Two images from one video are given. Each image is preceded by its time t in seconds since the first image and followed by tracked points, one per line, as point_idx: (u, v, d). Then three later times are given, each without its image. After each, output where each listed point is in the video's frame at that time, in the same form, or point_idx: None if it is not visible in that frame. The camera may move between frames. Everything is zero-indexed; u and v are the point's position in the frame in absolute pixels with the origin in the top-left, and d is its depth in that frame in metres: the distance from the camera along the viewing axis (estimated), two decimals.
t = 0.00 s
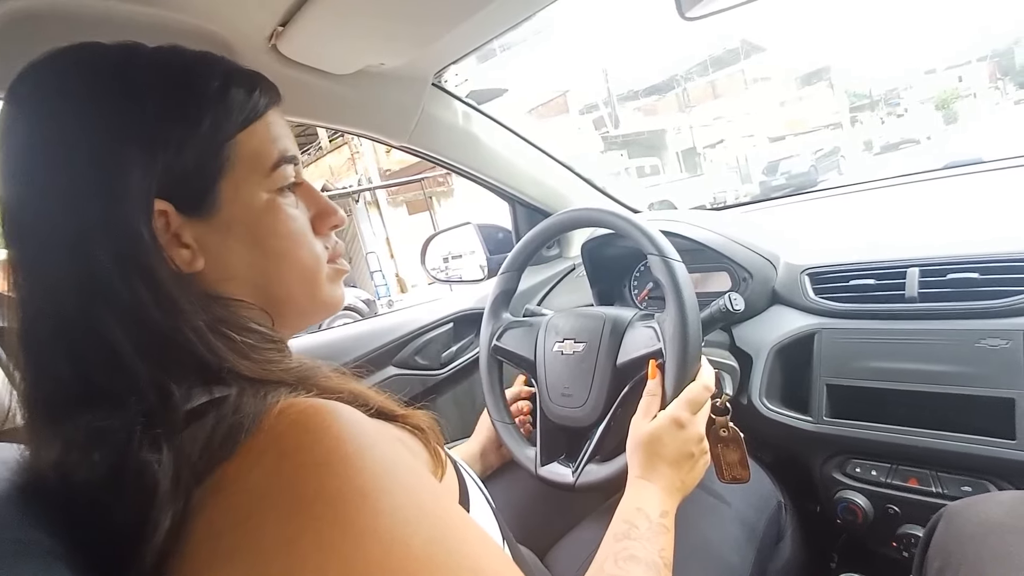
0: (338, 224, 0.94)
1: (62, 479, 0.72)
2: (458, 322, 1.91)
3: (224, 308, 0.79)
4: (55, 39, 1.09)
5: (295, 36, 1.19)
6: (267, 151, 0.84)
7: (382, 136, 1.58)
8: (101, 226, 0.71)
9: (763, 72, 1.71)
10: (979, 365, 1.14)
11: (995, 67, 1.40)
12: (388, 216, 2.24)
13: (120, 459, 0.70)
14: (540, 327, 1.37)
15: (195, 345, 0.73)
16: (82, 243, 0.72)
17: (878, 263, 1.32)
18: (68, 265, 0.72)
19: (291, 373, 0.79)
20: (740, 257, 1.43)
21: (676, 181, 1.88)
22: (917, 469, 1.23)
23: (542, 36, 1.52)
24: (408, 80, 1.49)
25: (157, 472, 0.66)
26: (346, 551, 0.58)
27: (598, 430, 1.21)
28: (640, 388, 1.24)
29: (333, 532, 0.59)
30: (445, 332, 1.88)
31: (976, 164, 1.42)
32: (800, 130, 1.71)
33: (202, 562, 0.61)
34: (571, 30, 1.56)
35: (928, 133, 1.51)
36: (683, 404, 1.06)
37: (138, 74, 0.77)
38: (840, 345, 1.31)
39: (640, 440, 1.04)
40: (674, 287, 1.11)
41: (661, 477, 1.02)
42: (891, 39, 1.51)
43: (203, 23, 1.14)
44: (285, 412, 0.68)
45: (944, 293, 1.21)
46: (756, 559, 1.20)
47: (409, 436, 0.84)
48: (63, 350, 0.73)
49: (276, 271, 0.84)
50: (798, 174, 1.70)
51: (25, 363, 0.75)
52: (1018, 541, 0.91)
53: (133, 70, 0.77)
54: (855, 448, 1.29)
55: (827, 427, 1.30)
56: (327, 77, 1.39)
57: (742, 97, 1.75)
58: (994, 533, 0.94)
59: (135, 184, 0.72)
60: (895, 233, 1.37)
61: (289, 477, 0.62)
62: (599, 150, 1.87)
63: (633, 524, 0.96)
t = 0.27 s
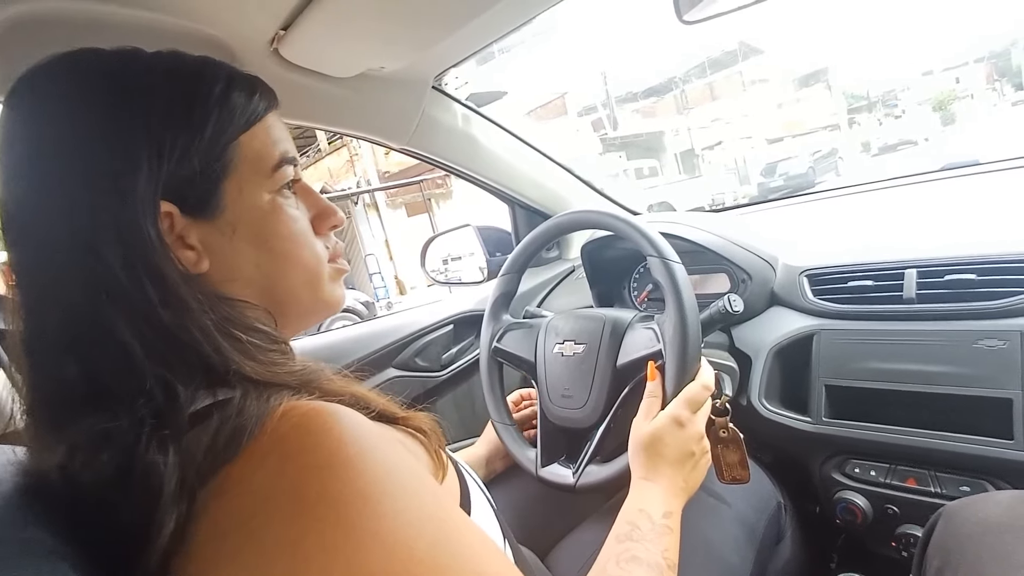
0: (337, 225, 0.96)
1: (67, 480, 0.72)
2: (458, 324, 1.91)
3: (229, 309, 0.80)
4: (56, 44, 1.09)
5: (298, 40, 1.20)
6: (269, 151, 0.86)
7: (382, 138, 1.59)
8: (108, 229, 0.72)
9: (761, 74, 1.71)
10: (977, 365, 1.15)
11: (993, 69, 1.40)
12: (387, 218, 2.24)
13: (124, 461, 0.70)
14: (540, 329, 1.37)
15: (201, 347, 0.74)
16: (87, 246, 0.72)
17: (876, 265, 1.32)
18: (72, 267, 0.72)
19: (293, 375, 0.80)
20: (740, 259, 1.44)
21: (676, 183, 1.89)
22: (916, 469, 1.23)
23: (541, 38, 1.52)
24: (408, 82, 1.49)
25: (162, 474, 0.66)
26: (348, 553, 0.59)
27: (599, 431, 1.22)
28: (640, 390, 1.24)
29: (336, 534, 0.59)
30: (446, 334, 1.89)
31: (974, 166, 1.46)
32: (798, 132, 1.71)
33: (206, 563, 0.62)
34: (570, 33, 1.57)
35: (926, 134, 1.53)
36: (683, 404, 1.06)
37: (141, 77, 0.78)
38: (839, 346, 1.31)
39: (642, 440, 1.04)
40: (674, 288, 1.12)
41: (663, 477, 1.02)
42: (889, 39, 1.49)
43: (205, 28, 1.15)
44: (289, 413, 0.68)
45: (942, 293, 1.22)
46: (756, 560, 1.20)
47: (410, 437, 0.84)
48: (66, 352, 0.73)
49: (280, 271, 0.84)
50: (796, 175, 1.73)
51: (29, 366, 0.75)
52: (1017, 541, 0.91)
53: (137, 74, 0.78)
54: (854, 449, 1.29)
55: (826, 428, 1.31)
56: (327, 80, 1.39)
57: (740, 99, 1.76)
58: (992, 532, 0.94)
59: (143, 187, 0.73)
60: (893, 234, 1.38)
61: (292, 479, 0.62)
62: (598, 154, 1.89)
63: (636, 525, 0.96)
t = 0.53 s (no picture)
0: (327, 227, 0.95)
1: (52, 484, 0.70)
2: (452, 325, 1.91)
3: (220, 312, 0.79)
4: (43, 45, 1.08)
5: (286, 40, 1.19)
6: (258, 153, 0.85)
7: (381, 143, 1.60)
8: (99, 230, 0.71)
9: (757, 73, 1.70)
10: (971, 364, 1.14)
11: (986, 67, 1.40)
12: (382, 219, 2.23)
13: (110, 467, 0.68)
14: (533, 330, 1.37)
15: (190, 351, 0.73)
16: (77, 249, 0.71)
17: (870, 263, 1.32)
18: (59, 270, 0.72)
19: (283, 381, 0.79)
20: (734, 258, 1.44)
21: (670, 183, 1.89)
22: (910, 468, 1.23)
23: (535, 38, 1.51)
24: (401, 83, 1.49)
25: (149, 480, 0.66)
26: (337, 560, 0.58)
27: (593, 432, 1.22)
28: (634, 390, 1.23)
29: (324, 541, 0.59)
30: (440, 335, 1.89)
31: (965, 164, 1.46)
32: (793, 131, 1.70)
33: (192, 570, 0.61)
34: (563, 33, 1.56)
35: (920, 133, 1.53)
36: (678, 404, 1.06)
37: (132, 77, 0.77)
38: (834, 345, 1.31)
39: (637, 442, 1.03)
40: (668, 288, 1.11)
41: (658, 479, 1.02)
42: (886, 39, 1.49)
43: (193, 28, 1.14)
44: (278, 418, 0.68)
45: (936, 292, 1.22)
46: (751, 561, 1.20)
47: (400, 443, 0.84)
48: (54, 356, 0.72)
49: (270, 273, 0.84)
50: (791, 174, 1.73)
51: (15, 371, 0.75)
52: (1012, 540, 0.91)
53: (126, 75, 0.77)
54: (849, 448, 1.29)
55: (821, 427, 1.30)
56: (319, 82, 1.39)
57: (736, 98, 1.76)
58: (986, 531, 0.94)
59: (134, 188, 0.72)
60: (887, 233, 1.38)
61: (280, 485, 0.61)
62: (593, 153, 1.88)
63: (631, 529, 0.96)
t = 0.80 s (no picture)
0: (327, 235, 0.95)
1: (50, 503, 0.70)
2: (452, 332, 1.90)
3: (224, 321, 0.78)
4: (42, 54, 1.08)
5: (286, 49, 1.19)
6: (259, 162, 0.85)
7: (380, 150, 1.59)
8: (103, 241, 0.71)
9: (754, 80, 1.70)
10: (973, 372, 1.14)
11: (983, 73, 1.40)
12: (381, 226, 2.23)
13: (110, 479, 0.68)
14: (533, 338, 1.36)
15: (192, 362, 0.73)
16: (79, 260, 0.71)
17: (871, 271, 1.32)
18: (60, 281, 0.71)
19: (284, 393, 0.78)
20: (735, 266, 1.44)
21: (668, 189, 1.91)
22: (912, 477, 1.22)
23: (533, 45, 1.51)
24: (400, 91, 1.49)
25: (149, 495, 0.65)
26: None
27: (594, 441, 1.21)
28: (635, 399, 1.23)
29: (326, 557, 0.58)
30: (439, 343, 1.88)
31: (965, 171, 1.47)
32: (792, 137, 1.70)
33: None
34: (561, 40, 1.56)
35: (917, 138, 1.54)
36: (678, 414, 1.05)
37: (134, 87, 0.77)
38: (835, 353, 1.31)
39: (638, 453, 1.03)
40: (668, 297, 1.11)
41: (660, 491, 1.01)
42: (880, 43, 1.48)
43: (193, 37, 1.14)
44: (280, 432, 0.67)
45: (937, 300, 1.22)
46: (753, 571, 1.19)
47: (401, 455, 0.83)
48: (54, 368, 0.72)
49: (273, 281, 0.84)
50: (791, 179, 1.74)
51: (15, 385, 0.74)
52: (1018, 551, 0.90)
53: (128, 85, 0.77)
54: (851, 457, 1.28)
55: (823, 436, 1.30)
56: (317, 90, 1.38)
57: (734, 104, 1.76)
58: (991, 544, 0.93)
59: (138, 197, 0.72)
60: (888, 240, 1.38)
61: (281, 501, 0.61)
62: (592, 159, 1.89)
63: (633, 541, 0.95)
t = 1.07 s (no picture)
0: (331, 236, 0.96)
1: (60, 498, 0.72)
2: (453, 333, 1.92)
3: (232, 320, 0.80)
4: (52, 57, 1.10)
5: (291, 53, 1.21)
6: (266, 165, 0.86)
7: (384, 152, 1.61)
8: (115, 242, 0.72)
9: (754, 83, 1.70)
10: (967, 376, 1.15)
11: (982, 78, 1.41)
12: (382, 227, 2.24)
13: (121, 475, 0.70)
14: (533, 339, 1.38)
15: (202, 361, 0.74)
16: (91, 261, 0.72)
17: (868, 275, 1.33)
18: (72, 281, 0.73)
19: (290, 392, 0.80)
20: (732, 269, 1.45)
21: (667, 191, 1.93)
22: (907, 478, 1.24)
23: (536, 49, 1.53)
24: (404, 94, 1.50)
25: (160, 490, 0.67)
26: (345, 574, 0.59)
27: (593, 441, 1.22)
28: (634, 400, 1.25)
29: (333, 555, 0.60)
30: (440, 343, 1.90)
31: (962, 177, 1.49)
32: (791, 140, 1.72)
33: None
34: (563, 43, 1.57)
35: (917, 142, 1.55)
36: (677, 415, 1.06)
37: (145, 91, 0.78)
38: (831, 356, 1.32)
39: (636, 454, 1.04)
40: (667, 299, 1.12)
41: (658, 491, 1.03)
42: (880, 46, 1.49)
43: (200, 41, 1.16)
44: (287, 430, 0.69)
45: (932, 304, 1.23)
46: (750, 570, 1.21)
47: (404, 453, 0.85)
48: (66, 366, 0.73)
49: (280, 281, 0.85)
50: (790, 182, 1.76)
51: (25, 382, 0.76)
52: (1010, 551, 0.92)
53: (140, 89, 0.78)
54: (847, 458, 1.30)
55: (819, 437, 1.32)
56: (321, 92, 1.40)
57: (733, 108, 1.76)
58: (981, 544, 0.95)
59: (150, 199, 0.73)
60: (884, 245, 1.39)
61: (289, 499, 0.62)
62: (592, 161, 1.91)
63: (631, 540, 0.97)
